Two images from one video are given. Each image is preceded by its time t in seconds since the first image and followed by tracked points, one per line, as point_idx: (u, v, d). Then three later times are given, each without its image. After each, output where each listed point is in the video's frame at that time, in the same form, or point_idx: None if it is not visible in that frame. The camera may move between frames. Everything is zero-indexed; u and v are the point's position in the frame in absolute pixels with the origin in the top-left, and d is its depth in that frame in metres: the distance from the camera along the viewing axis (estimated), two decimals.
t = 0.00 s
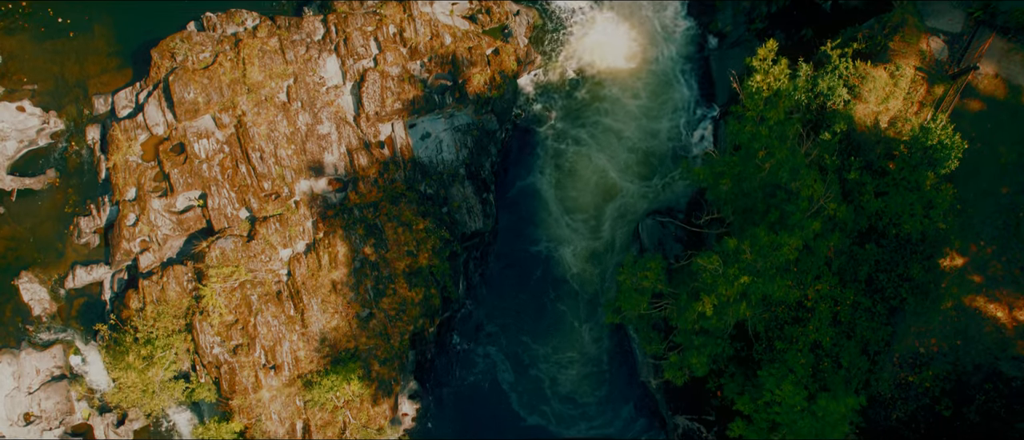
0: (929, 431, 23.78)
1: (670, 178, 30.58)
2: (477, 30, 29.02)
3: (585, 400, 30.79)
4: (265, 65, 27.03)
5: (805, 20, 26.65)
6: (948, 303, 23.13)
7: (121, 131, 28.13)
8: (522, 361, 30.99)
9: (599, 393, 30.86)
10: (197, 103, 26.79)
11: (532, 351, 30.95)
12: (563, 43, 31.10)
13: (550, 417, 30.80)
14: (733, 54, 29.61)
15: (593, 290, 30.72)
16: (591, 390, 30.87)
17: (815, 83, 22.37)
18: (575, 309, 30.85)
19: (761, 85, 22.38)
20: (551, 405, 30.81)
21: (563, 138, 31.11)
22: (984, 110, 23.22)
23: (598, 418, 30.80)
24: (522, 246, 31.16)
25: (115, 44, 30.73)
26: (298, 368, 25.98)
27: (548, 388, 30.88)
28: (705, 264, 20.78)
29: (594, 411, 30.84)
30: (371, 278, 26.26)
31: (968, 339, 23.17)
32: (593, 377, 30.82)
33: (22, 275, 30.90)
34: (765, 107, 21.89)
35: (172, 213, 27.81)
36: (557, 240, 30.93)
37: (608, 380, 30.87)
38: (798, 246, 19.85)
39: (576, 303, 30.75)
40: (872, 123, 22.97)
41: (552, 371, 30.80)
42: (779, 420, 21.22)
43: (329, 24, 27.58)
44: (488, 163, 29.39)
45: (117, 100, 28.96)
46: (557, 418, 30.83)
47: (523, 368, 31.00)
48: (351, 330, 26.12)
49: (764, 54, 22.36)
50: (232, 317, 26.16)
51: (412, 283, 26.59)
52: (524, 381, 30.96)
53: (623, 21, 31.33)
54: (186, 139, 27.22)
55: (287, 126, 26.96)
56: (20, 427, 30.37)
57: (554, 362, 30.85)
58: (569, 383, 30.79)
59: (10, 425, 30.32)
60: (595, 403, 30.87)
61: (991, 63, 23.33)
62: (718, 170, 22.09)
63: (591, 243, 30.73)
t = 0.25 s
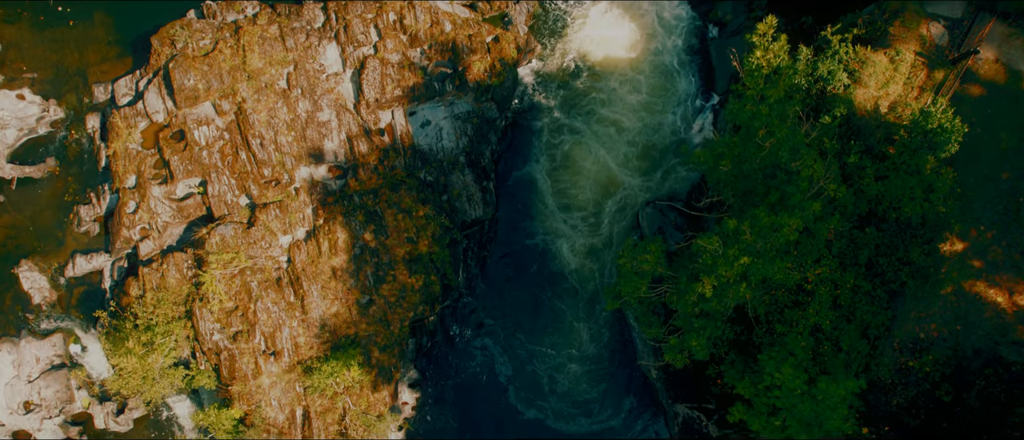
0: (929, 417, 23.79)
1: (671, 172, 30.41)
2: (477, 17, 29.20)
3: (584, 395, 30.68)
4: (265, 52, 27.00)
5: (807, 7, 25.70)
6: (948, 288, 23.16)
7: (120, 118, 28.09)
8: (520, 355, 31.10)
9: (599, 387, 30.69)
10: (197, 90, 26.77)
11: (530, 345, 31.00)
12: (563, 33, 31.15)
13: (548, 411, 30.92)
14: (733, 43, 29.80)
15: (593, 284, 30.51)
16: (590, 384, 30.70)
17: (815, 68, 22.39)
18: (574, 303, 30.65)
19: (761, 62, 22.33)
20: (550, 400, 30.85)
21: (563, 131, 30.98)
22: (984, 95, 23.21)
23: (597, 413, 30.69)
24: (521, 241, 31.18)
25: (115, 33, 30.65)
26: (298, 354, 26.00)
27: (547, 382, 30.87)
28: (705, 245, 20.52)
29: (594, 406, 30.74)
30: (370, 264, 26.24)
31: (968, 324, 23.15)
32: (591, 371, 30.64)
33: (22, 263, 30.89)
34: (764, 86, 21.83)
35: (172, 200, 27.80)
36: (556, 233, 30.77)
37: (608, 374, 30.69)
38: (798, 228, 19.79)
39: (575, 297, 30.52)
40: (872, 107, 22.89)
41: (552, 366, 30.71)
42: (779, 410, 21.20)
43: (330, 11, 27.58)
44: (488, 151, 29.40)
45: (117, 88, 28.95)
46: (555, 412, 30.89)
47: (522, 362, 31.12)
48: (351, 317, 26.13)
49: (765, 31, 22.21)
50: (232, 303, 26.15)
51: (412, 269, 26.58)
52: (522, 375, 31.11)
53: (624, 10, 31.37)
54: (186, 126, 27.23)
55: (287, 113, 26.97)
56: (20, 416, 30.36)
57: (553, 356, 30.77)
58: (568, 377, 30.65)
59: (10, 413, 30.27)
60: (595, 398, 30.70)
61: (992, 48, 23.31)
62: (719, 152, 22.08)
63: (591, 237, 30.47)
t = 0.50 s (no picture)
0: (930, 403, 23.77)
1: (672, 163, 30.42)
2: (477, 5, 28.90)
3: (583, 390, 30.82)
4: (265, 38, 26.99)
5: None
6: (948, 273, 23.21)
7: (120, 106, 28.09)
8: (518, 348, 31.16)
9: (598, 381, 30.87)
10: (197, 76, 26.76)
11: (531, 338, 31.17)
12: (563, 24, 31.14)
13: (547, 405, 30.92)
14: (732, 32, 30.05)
15: (594, 277, 30.86)
16: (589, 379, 30.87)
17: (816, 51, 22.32)
18: (576, 296, 31.07)
19: (762, 41, 21.88)
20: (548, 394, 30.91)
21: (563, 124, 31.11)
22: (984, 80, 23.21)
23: (598, 407, 30.78)
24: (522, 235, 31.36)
25: (115, 21, 30.64)
26: (298, 340, 26.02)
27: (546, 377, 30.95)
28: (705, 223, 20.84)
29: (592, 399, 30.83)
30: (370, 250, 26.23)
31: (968, 309, 23.17)
32: (590, 364, 30.89)
33: (21, 252, 30.85)
34: (764, 64, 21.67)
35: (172, 187, 27.78)
36: (557, 226, 30.99)
37: (609, 369, 30.92)
38: (798, 207, 19.96)
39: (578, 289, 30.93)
40: (872, 91, 22.93)
41: (552, 360, 30.95)
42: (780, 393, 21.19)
43: None
44: (488, 138, 29.37)
45: (117, 76, 28.94)
46: (554, 407, 30.91)
47: (520, 355, 31.18)
48: (352, 303, 26.14)
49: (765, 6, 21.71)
50: (232, 289, 26.14)
51: (412, 256, 26.57)
52: (520, 368, 31.12)
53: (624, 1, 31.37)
54: (186, 113, 27.26)
55: (287, 99, 26.97)
56: (20, 404, 30.27)
57: (554, 350, 31.02)
58: (568, 371, 30.86)
59: (9, 401, 30.13)
60: (596, 393, 30.87)
61: (991, 33, 23.32)
62: (719, 133, 22.12)
63: (591, 231, 30.73)
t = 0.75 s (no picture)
0: (930, 388, 23.86)
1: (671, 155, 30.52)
2: None
3: (582, 384, 30.98)
4: (266, 25, 26.87)
5: None
6: (947, 257, 23.21)
7: (120, 92, 28.06)
8: (518, 341, 31.19)
9: (598, 374, 30.98)
10: (198, 63, 26.68)
11: (530, 331, 31.18)
12: (563, 12, 31.04)
13: (547, 399, 31.11)
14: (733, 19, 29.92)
15: (594, 269, 30.84)
16: (589, 373, 30.96)
17: (816, 34, 22.30)
18: (575, 289, 30.97)
19: (761, 19, 21.78)
20: (548, 388, 31.10)
21: (563, 116, 31.09)
22: (984, 64, 23.23)
23: (597, 400, 30.97)
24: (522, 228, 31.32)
25: (115, 9, 30.58)
26: (298, 325, 26.03)
27: (545, 371, 31.08)
28: (705, 204, 20.79)
29: (592, 392, 30.98)
30: (370, 236, 26.25)
31: (969, 293, 23.19)
32: (590, 357, 30.96)
33: (21, 240, 30.83)
34: (764, 42, 21.65)
35: (172, 174, 27.77)
36: (556, 218, 30.99)
37: (609, 361, 30.93)
38: (798, 185, 19.89)
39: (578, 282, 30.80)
40: (872, 75, 22.77)
41: (552, 353, 31.01)
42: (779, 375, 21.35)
43: None
44: (488, 126, 29.31)
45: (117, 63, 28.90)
46: (553, 400, 31.08)
47: (519, 349, 31.22)
48: (352, 289, 26.14)
49: None
50: (232, 275, 26.11)
51: (412, 242, 26.57)
52: (519, 361, 31.19)
53: None
54: (186, 100, 27.23)
55: (288, 86, 26.92)
56: (20, 392, 30.21)
57: (554, 344, 31.06)
58: (568, 365, 30.98)
59: (9, 390, 30.01)
60: (596, 386, 30.95)
61: (992, 17, 23.34)
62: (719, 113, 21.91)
63: (592, 222, 30.69)
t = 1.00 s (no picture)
0: (930, 373, 23.78)
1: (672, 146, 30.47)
2: None
3: (581, 376, 30.94)
4: (266, 11, 26.71)
5: None
6: (947, 241, 23.18)
7: (120, 79, 28.05)
8: (518, 330, 31.23)
9: (597, 366, 30.99)
10: (198, 49, 26.64)
11: (531, 322, 31.21)
12: None
13: (546, 391, 30.96)
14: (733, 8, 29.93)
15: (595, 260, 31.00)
16: (588, 365, 30.99)
17: (817, 16, 22.39)
18: (576, 280, 31.17)
19: None
20: (546, 379, 30.95)
21: (564, 108, 31.27)
22: (985, 48, 23.20)
23: (597, 391, 30.93)
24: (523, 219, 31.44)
25: None
26: (298, 311, 26.02)
27: (545, 363, 31.02)
28: (706, 183, 20.87)
29: (591, 384, 30.95)
30: (370, 222, 26.25)
31: (970, 277, 23.16)
32: (589, 348, 31.01)
33: (21, 227, 30.86)
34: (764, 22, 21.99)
35: (172, 160, 27.75)
36: (557, 209, 31.14)
37: (608, 353, 31.08)
38: (797, 163, 19.91)
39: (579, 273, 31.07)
40: (873, 59, 22.83)
41: (552, 344, 31.06)
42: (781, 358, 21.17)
43: None
44: (488, 114, 29.34)
45: (117, 50, 28.90)
46: (553, 392, 30.93)
47: (519, 340, 31.21)
48: (352, 274, 26.10)
49: None
50: (232, 261, 26.09)
51: (413, 228, 26.53)
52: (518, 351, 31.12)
53: None
54: (186, 86, 27.19)
55: (288, 72, 26.89)
56: (20, 380, 30.26)
57: (554, 335, 31.11)
58: (568, 356, 30.96)
59: (9, 377, 30.09)
60: (595, 378, 30.97)
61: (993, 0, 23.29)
62: (719, 94, 21.78)
63: (590, 212, 30.89)
